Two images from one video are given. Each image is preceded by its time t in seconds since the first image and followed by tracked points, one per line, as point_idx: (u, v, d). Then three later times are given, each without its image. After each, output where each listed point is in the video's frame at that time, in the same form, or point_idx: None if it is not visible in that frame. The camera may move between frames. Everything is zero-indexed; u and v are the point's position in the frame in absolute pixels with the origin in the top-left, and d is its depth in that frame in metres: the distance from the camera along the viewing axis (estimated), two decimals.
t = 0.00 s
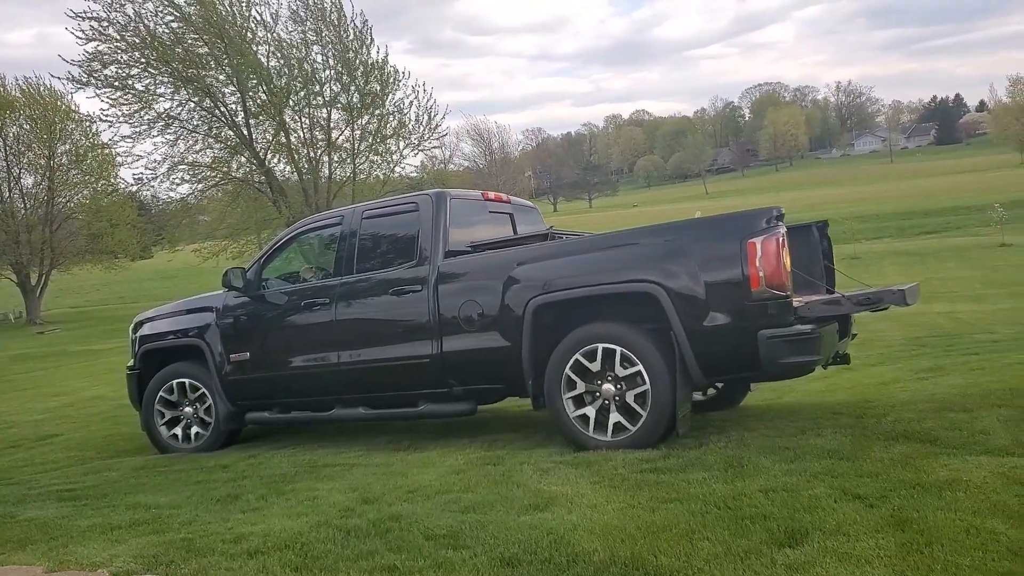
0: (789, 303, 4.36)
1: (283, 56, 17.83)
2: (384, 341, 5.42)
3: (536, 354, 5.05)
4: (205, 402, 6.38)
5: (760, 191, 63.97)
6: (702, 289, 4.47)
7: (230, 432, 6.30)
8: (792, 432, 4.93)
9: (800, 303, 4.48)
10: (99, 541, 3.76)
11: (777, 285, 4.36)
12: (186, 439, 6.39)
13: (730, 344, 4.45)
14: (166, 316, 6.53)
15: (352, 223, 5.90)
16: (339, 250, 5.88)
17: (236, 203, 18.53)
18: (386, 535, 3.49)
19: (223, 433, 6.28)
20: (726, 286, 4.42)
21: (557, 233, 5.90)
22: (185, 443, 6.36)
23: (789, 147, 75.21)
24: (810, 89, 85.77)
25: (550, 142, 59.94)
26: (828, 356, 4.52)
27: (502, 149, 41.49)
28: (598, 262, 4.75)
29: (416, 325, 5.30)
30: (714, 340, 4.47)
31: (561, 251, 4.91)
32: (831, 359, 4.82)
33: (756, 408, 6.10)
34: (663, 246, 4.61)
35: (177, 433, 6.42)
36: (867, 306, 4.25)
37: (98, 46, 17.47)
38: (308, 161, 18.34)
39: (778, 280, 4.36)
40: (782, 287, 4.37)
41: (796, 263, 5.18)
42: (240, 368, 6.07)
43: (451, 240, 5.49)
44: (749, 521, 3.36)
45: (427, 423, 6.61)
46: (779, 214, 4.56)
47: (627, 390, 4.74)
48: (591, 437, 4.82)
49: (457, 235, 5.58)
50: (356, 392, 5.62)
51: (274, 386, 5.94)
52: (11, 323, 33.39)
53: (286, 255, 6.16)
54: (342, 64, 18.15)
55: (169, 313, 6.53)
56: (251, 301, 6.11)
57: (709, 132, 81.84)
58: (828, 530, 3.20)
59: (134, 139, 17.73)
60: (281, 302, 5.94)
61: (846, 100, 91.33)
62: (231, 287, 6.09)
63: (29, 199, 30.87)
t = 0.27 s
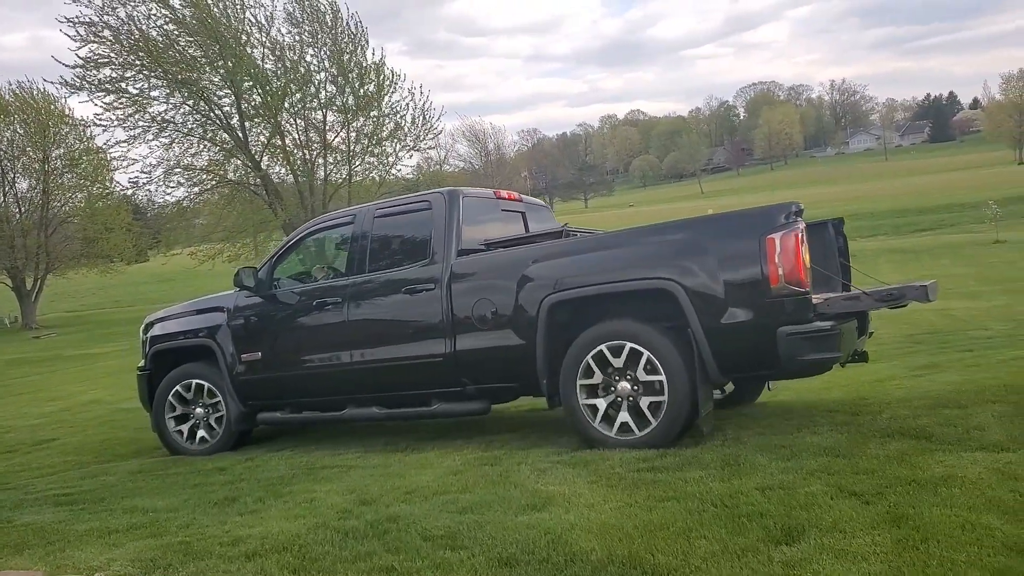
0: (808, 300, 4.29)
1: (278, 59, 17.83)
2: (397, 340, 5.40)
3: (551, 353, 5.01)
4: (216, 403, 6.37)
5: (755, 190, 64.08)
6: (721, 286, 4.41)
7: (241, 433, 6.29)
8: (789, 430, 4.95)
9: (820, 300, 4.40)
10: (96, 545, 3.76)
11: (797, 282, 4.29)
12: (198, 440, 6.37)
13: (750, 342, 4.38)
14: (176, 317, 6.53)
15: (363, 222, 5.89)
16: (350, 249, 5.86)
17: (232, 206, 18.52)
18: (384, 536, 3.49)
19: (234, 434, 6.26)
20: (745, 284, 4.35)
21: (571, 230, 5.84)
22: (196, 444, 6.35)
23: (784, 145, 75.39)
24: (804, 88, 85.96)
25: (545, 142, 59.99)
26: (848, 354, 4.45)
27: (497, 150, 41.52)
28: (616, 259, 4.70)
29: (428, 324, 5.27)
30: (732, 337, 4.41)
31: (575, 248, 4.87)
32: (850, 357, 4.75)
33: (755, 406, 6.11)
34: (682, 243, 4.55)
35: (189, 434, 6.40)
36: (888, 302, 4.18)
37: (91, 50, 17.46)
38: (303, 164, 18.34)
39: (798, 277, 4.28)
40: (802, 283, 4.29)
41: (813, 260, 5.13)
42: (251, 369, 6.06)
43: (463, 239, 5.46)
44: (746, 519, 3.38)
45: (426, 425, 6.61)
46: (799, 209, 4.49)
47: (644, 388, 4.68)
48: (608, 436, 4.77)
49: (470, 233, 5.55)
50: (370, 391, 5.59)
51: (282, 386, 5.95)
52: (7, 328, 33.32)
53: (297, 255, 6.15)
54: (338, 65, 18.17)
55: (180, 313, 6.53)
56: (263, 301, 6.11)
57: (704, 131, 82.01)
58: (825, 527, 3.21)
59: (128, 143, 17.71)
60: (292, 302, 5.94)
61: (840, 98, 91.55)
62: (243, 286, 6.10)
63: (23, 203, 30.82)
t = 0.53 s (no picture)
0: (818, 296, 4.22)
1: (266, 57, 17.78)
2: (401, 338, 5.35)
3: (557, 350, 4.95)
4: (217, 402, 6.33)
5: (744, 189, 64.31)
6: (731, 283, 4.34)
7: (243, 432, 6.26)
8: (776, 428, 4.97)
9: (829, 296, 4.34)
10: (82, 547, 3.73)
11: (807, 278, 4.21)
12: (199, 439, 6.34)
13: (763, 339, 4.30)
14: (176, 314, 6.51)
15: (367, 219, 5.87)
16: (354, 246, 5.84)
17: (219, 205, 18.40)
18: (372, 536, 3.48)
19: (235, 432, 6.23)
20: (758, 280, 4.28)
21: (578, 225, 5.78)
22: (196, 443, 6.31)
23: (773, 145, 75.70)
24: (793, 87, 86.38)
25: (534, 141, 60.02)
26: (856, 350, 4.39)
27: (486, 149, 41.50)
28: (626, 254, 4.63)
29: (432, 323, 5.22)
30: (741, 334, 4.35)
31: (581, 245, 4.82)
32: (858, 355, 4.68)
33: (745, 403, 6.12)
34: (692, 239, 4.47)
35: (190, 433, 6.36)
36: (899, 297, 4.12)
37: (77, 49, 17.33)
38: (292, 163, 18.29)
39: (808, 272, 4.21)
40: (813, 279, 4.22)
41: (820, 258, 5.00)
42: (254, 367, 6.02)
43: (469, 236, 5.42)
44: (733, 517, 3.39)
45: (415, 425, 6.58)
46: (809, 204, 4.42)
47: (652, 386, 4.62)
48: (616, 434, 4.72)
49: (475, 229, 5.51)
50: (374, 389, 5.55)
51: (283, 384, 5.92)
52: None
53: (300, 252, 6.12)
54: (327, 64, 18.13)
55: (180, 310, 6.51)
56: (265, 298, 6.08)
57: (693, 131, 82.28)
58: (811, 525, 3.23)
59: (114, 142, 17.61)
60: (294, 299, 5.91)
61: (828, 98, 92.03)
62: (246, 283, 6.12)
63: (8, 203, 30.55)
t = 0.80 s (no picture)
0: (831, 298, 4.20)
1: (264, 57, 17.77)
2: (408, 337, 5.34)
3: (564, 351, 4.93)
4: (221, 400, 6.30)
5: (739, 193, 64.46)
6: (741, 285, 4.32)
7: (247, 430, 6.23)
8: (772, 432, 4.97)
9: (841, 298, 4.32)
10: (73, 546, 3.70)
11: (820, 280, 4.19)
12: (202, 438, 6.31)
13: (773, 341, 4.29)
14: (179, 313, 6.49)
15: (373, 217, 5.85)
16: (360, 245, 5.82)
17: (214, 204, 18.36)
18: (365, 537, 3.47)
19: (239, 431, 6.20)
20: (769, 282, 4.26)
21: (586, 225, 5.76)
22: (200, 442, 6.28)
23: (768, 149, 75.91)
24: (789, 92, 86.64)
25: (531, 143, 60.08)
26: (868, 353, 4.37)
27: (483, 151, 41.52)
28: (637, 253, 4.60)
29: (439, 322, 5.21)
30: (751, 336, 4.33)
31: (590, 245, 4.79)
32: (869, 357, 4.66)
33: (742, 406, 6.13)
34: (703, 239, 4.45)
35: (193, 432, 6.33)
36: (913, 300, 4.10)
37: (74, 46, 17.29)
38: (288, 163, 18.27)
39: (821, 274, 4.18)
40: (826, 281, 4.19)
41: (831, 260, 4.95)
42: (259, 365, 6.00)
43: (475, 236, 5.41)
44: (727, 521, 3.38)
45: (411, 425, 6.57)
46: (822, 205, 4.39)
47: (660, 388, 4.60)
48: (623, 436, 4.69)
49: (482, 228, 5.49)
50: (379, 389, 5.53)
51: (286, 383, 5.90)
52: None
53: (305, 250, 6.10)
54: (325, 64, 18.14)
55: (183, 309, 6.48)
56: (270, 296, 6.06)
57: (690, 134, 82.44)
58: (806, 529, 3.22)
59: (110, 140, 17.56)
60: (299, 298, 5.89)
61: (825, 103, 92.32)
62: (251, 281, 6.10)
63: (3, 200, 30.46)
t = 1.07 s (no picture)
0: (835, 294, 4.21)
1: (252, 58, 17.73)
2: (408, 338, 5.33)
3: (565, 350, 4.93)
4: (220, 403, 6.28)
5: (730, 191, 64.67)
6: (744, 282, 4.33)
7: (246, 433, 6.20)
8: (764, 429, 4.99)
9: (845, 294, 4.32)
10: (64, 552, 3.68)
11: (823, 276, 4.19)
12: (201, 442, 6.28)
13: (776, 338, 4.30)
14: (176, 316, 6.46)
15: (372, 218, 5.84)
16: (358, 246, 5.81)
17: (204, 207, 18.28)
18: (357, 540, 3.47)
19: (238, 434, 6.17)
20: (771, 279, 4.27)
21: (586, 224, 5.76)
22: (199, 445, 6.26)
23: (758, 147, 76.18)
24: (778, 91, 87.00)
25: (520, 143, 60.12)
26: (872, 350, 4.38)
27: (473, 151, 41.51)
28: (641, 251, 4.61)
29: (439, 323, 5.20)
30: (753, 334, 4.34)
31: (591, 243, 4.79)
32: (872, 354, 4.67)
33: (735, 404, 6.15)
34: (705, 237, 4.46)
35: (192, 436, 6.31)
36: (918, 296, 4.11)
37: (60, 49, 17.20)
38: (277, 165, 18.24)
39: (824, 270, 4.19)
40: (829, 277, 4.20)
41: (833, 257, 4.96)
42: (258, 368, 5.98)
43: (475, 235, 5.40)
44: (719, 519, 3.39)
45: (404, 427, 6.56)
46: (825, 202, 4.40)
47: (663, 387, 4.61)
48: (625, 434, 4.70)
49: (481, 228, 5.49)
50: (380, 390, 5.52)
51: (285, 385, 5.88)
52: None
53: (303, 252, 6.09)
54: (314, 65, 18.13)
55: (180, 312, 6.46)
56: (268, 298, 6.05)
57: (680, 133, 82.66)
58: (796, 525, 3.24)
59: (98, 143, 17.48)
60: (298, 299, 5.88)
61: (814, 101, 92.72)
62: (249, 283, 6.07)
63: None
